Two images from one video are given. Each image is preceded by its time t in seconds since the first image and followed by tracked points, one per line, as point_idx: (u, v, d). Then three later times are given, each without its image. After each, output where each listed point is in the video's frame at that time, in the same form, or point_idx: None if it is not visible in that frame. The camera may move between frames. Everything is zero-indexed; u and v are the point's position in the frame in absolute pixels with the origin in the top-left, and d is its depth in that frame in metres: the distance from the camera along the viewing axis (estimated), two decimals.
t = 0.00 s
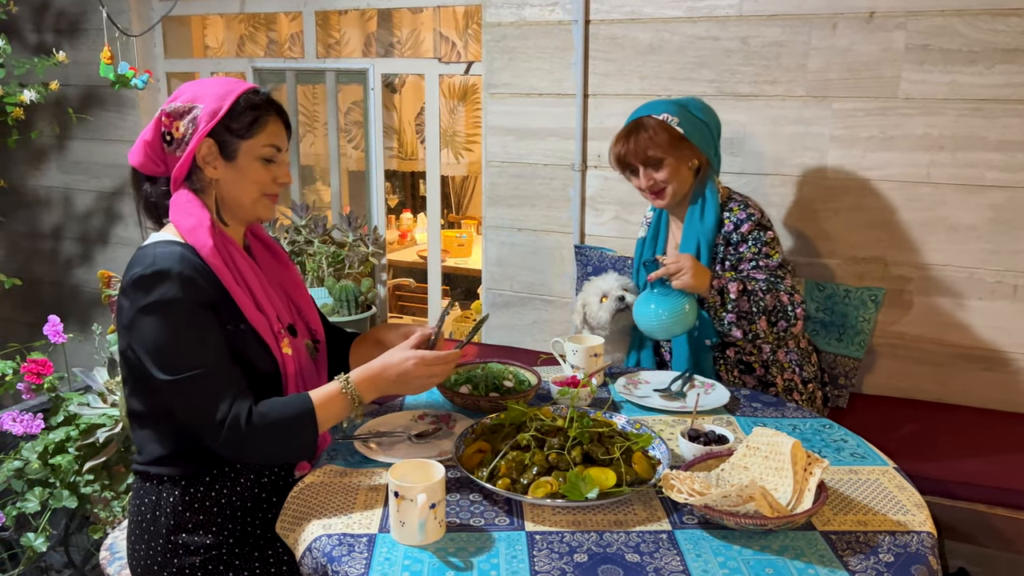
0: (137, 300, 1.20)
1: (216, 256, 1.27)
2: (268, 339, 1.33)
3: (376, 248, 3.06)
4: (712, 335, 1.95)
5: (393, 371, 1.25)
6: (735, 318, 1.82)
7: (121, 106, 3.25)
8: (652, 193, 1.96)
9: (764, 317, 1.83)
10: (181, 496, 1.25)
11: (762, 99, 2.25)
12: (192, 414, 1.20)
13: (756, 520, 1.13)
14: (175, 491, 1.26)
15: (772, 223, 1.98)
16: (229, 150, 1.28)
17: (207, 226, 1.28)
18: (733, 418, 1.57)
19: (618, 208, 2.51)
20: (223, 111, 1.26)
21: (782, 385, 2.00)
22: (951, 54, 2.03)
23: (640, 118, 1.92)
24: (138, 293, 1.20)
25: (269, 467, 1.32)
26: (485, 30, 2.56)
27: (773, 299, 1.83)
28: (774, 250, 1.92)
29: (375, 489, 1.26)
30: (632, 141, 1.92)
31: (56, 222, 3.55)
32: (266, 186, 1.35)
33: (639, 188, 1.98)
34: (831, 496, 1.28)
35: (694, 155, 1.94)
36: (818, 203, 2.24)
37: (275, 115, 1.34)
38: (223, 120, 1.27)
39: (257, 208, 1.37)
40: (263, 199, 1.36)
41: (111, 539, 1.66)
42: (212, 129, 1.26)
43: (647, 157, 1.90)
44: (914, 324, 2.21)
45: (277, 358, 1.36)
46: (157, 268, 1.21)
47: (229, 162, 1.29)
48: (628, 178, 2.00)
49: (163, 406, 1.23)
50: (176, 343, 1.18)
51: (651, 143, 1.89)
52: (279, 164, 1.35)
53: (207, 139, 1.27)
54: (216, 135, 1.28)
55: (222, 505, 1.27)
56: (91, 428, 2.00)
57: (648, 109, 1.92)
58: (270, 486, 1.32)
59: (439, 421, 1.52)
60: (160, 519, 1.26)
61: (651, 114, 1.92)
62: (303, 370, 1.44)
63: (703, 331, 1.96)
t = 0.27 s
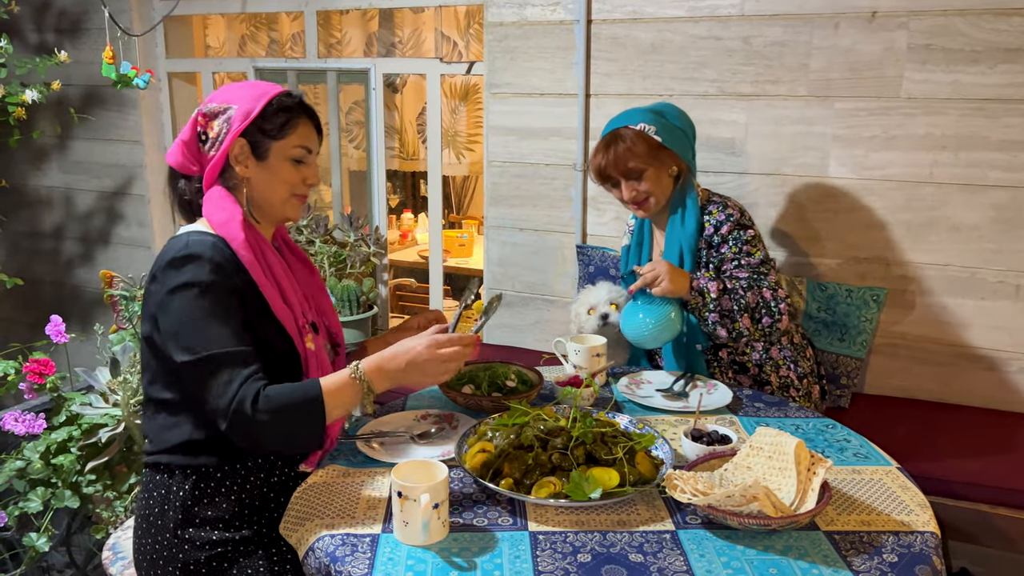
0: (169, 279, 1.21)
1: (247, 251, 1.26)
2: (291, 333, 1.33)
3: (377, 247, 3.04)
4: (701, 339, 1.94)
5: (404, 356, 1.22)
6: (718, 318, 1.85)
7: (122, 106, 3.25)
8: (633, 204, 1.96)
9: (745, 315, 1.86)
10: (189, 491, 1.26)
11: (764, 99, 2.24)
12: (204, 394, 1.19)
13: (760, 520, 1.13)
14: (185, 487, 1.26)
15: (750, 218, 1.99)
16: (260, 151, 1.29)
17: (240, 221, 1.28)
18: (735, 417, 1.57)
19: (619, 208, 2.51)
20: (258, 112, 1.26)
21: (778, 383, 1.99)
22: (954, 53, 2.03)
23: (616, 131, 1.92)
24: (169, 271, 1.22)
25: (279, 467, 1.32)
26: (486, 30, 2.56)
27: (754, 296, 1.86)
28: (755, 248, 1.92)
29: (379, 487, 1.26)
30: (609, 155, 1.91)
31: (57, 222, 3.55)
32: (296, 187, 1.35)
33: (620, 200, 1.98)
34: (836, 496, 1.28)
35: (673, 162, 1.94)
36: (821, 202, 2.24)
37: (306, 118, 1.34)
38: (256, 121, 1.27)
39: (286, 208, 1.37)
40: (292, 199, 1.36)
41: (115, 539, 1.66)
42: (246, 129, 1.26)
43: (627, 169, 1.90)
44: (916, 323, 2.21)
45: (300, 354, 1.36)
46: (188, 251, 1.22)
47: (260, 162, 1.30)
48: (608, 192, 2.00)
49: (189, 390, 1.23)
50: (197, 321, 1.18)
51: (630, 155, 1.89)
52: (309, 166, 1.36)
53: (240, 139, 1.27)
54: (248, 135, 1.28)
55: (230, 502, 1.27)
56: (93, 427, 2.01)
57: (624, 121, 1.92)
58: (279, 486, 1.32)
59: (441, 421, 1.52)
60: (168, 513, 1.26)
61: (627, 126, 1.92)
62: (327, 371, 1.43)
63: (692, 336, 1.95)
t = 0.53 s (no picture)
0: (207, 252, 1.24)
1: (283, 246, 1.28)
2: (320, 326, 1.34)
3: (379, 248, 3.04)
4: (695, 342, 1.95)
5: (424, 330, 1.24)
6: (709, 311, 1.85)
7: (123, 107, 3.25)
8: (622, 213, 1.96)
9: (737, 305, 1.84)
10: (204, 482, 1.28)
11: (766, 99, 2.24)
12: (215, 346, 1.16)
13: (763, 521, 1.13)
14: (200, 478, 1.29)
15: (737, 213, 2.00)
16: (301, 156, 1.31)
17: (277, 217, 1.30)
18: (737, 418, 1.57)
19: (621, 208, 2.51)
20: (302, 118, 1.29)
21: (776, 383, 1.99)
22: (956, 54, 2.03)
23: (603, 140, 1.92)
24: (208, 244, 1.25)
25: (292, 465, 1.34)
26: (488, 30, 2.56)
27: (743, 286, 1.84)
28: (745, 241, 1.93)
29: (383, 487, 1.26)
30: (597, 165, 1.91)
31: (59, 222, 3.55)
32: (332, 194, 1.36)
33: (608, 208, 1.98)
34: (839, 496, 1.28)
35: (661, 168, 1.95)
36: (823, 203, 2.24)
37: (351, 130, 1.36)
38: (299, 127, 1.30)
39: (321, 215, 1.38)
40: (328, 207, 1.38)
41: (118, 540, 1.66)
42: (289, 133, 1.29)
43: (615, 178, 1.90)
44: (918, 324, 2.21)
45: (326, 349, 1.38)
46: (230, 228, 1.26)
47: (299, 166, 1.32)
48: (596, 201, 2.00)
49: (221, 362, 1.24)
50: (223, 281, 1.18)
51: (618, 163, 1.89)
52: (347, 176, 1.37)
53: (283, 143, 1.30)
54: (290, 140, 1.31)
55: (244, 495, 1.30)
56: (96, 428, 2.01)
57: (611, 130, 1.93)
58: (291, 485, 1.34)
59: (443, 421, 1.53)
60: (180, 503, 1.29)
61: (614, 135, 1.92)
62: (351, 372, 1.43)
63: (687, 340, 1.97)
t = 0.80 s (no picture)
0: (232, 244, 1.25)
1: (307, 247, 1.31)
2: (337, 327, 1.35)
3: (380, 247, 3.04)
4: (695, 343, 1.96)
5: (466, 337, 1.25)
6: (704, 308, 1.86)
7: (124, 107, 3.25)
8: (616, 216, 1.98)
9: (731, 296, 1.85)
10: (212, 478, 1.29)
11: (768, 99, 2.24)
12: (242, 317, 1.12)
13: (765, 521, 1.13)
14: (208, 474, 1.29)
15: (729, 210, 2.00)
16: (328, 161, 1.33)
17: (300, 218, 1.32)
18: (739, 418, 1.57)
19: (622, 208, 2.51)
20: (332, 125, 1.31)
21: (776, 383, 1.98)
22: (957, 54, 2.03)
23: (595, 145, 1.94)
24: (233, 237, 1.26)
25: (301, 465, 1.35)
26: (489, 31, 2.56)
27: (735, 276, 1.85)
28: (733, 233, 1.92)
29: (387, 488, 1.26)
30: (589, 170, 1.93)
31: (60, 222, 3.55)
32: (354, 203, 1.38)
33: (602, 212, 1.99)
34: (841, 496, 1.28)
35: (653, 171, 1.96)
36: (824, 203, 2.23)
37: (382, 141, 1.37)
38: (330, 133, 1.32)
39: (341, 222, 1.39)
40: (349, 214, 1.39)
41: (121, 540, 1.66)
42: (318, 138, 1.32)
43: (608, 182, 1.91)
44: (920, 324, 2.21)
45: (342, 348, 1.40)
46: (259, 224, 1.29)
47: (326, 171, 1.34)
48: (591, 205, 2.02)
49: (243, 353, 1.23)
50: (254, 264, 1.18)
51: (610, 167, 1.91)
52: (372, 186, 1.38)
53: (311, 147, 1.33)
54: (320, 145, 1.33)
55: (253, 492, 1.30)
56: (98, 427, 2.01)
57: (602, 134, 1.95)
58: (300, 483, 1.35)
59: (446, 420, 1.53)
60: (188, 498, 1.29)
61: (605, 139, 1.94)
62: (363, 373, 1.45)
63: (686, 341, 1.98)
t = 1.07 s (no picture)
0: (243, 244, 1.24)
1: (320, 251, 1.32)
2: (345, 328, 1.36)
3: (381, 247, 3.04)
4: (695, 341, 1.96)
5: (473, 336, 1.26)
6: (701, 305, 1.86)
7: (125, 106, 3.25)
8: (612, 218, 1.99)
9: (727, 288, 1.85)
10: (214, 479, 1.28)
11: (769, 99, 2.24)
12: (256, 314, 1.12)
13: (767, 521, 1.13)
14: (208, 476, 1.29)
15: (723, 205, 2.00)
16: (342, 167, 1.33)
17: (312, 221, 1.32)
18: (739, 417, 1.57)
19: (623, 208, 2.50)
20: (348, 132, 1.31)
21: (776, 381, 1.98)
22: (959, 53, 2.03)
23: (589, 147, 1.96)
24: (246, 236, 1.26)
25: (304, 466, 1.35)
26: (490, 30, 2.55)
27: (729, 269, 1.85)
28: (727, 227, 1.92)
29: (388, 488, 1.26)
30: (585, 172, 1.95)
31: (61, 222, 3.55)
32: (365, 209, 1.38)
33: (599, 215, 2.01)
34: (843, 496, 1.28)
35: (647, 172, 1.97)
36: (825, 202, 2.23)
37: (398, 150, 1.37)
38: (346, 139, 1.32)
39: (351, 227, 1.40)
40: (360, 219, 1.39)
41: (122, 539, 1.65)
42: (333, 144, 1.31)
43: (603, 184, 1.93)
44: (921, 324, 2.21)
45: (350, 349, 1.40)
46: (271, 225, 1.27)
47: (339, 176, 1.34)
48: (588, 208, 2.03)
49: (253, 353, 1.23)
50: (266, 263, 1.18)
51: (605, 169, 1.92)
52: (383, 194, 1.38)
53: (326, 152, 1.32)
54: (336, 150, 1.33)
55: (254, 493, 1.30)
56: (98, 427, 2.01)
57: (597, 137, 1.97)
58: (301, 485, 1.35)
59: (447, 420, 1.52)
60: (189, 498, 1.28)
61: (599, 142, 1.96)
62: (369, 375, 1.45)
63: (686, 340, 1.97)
